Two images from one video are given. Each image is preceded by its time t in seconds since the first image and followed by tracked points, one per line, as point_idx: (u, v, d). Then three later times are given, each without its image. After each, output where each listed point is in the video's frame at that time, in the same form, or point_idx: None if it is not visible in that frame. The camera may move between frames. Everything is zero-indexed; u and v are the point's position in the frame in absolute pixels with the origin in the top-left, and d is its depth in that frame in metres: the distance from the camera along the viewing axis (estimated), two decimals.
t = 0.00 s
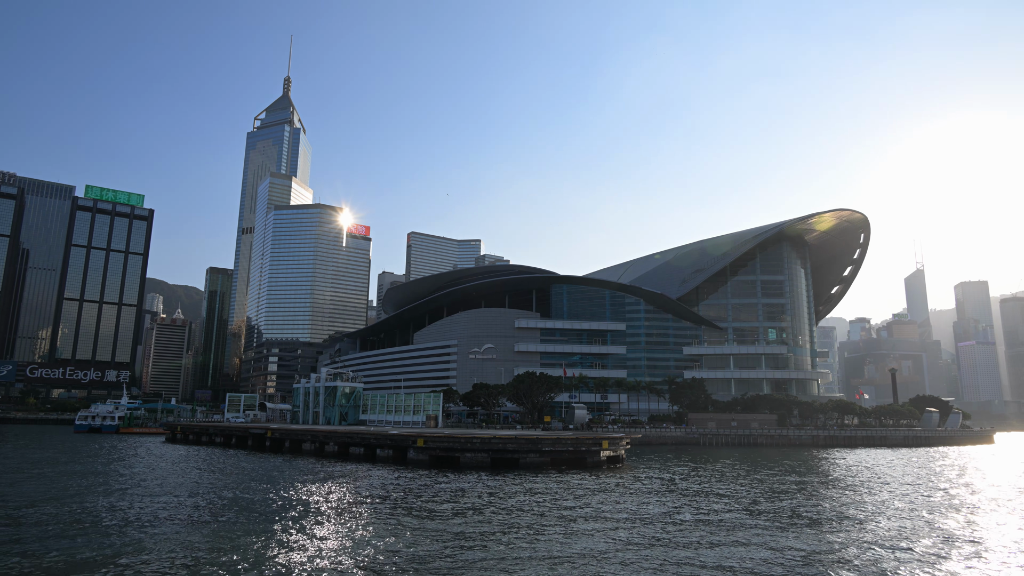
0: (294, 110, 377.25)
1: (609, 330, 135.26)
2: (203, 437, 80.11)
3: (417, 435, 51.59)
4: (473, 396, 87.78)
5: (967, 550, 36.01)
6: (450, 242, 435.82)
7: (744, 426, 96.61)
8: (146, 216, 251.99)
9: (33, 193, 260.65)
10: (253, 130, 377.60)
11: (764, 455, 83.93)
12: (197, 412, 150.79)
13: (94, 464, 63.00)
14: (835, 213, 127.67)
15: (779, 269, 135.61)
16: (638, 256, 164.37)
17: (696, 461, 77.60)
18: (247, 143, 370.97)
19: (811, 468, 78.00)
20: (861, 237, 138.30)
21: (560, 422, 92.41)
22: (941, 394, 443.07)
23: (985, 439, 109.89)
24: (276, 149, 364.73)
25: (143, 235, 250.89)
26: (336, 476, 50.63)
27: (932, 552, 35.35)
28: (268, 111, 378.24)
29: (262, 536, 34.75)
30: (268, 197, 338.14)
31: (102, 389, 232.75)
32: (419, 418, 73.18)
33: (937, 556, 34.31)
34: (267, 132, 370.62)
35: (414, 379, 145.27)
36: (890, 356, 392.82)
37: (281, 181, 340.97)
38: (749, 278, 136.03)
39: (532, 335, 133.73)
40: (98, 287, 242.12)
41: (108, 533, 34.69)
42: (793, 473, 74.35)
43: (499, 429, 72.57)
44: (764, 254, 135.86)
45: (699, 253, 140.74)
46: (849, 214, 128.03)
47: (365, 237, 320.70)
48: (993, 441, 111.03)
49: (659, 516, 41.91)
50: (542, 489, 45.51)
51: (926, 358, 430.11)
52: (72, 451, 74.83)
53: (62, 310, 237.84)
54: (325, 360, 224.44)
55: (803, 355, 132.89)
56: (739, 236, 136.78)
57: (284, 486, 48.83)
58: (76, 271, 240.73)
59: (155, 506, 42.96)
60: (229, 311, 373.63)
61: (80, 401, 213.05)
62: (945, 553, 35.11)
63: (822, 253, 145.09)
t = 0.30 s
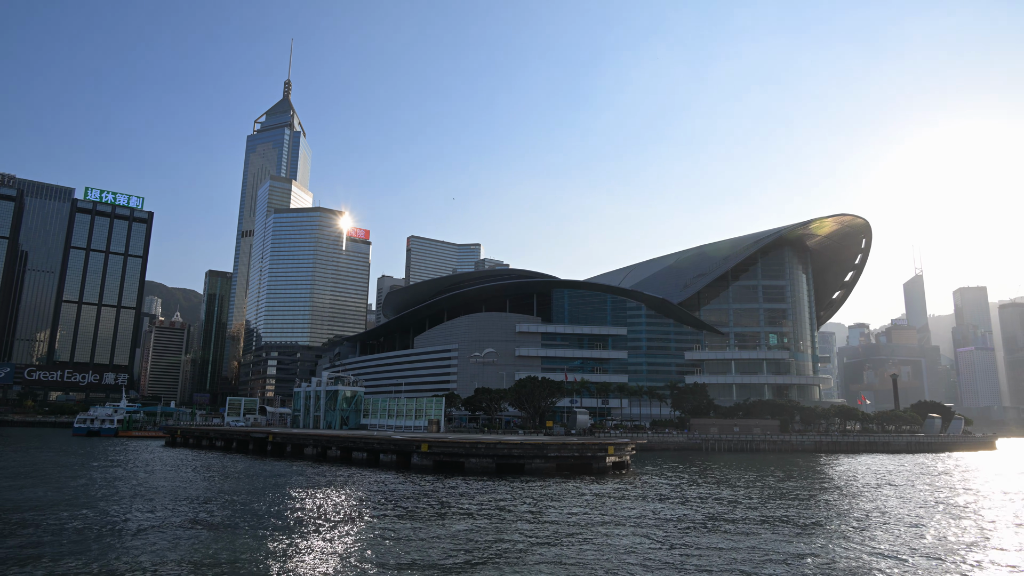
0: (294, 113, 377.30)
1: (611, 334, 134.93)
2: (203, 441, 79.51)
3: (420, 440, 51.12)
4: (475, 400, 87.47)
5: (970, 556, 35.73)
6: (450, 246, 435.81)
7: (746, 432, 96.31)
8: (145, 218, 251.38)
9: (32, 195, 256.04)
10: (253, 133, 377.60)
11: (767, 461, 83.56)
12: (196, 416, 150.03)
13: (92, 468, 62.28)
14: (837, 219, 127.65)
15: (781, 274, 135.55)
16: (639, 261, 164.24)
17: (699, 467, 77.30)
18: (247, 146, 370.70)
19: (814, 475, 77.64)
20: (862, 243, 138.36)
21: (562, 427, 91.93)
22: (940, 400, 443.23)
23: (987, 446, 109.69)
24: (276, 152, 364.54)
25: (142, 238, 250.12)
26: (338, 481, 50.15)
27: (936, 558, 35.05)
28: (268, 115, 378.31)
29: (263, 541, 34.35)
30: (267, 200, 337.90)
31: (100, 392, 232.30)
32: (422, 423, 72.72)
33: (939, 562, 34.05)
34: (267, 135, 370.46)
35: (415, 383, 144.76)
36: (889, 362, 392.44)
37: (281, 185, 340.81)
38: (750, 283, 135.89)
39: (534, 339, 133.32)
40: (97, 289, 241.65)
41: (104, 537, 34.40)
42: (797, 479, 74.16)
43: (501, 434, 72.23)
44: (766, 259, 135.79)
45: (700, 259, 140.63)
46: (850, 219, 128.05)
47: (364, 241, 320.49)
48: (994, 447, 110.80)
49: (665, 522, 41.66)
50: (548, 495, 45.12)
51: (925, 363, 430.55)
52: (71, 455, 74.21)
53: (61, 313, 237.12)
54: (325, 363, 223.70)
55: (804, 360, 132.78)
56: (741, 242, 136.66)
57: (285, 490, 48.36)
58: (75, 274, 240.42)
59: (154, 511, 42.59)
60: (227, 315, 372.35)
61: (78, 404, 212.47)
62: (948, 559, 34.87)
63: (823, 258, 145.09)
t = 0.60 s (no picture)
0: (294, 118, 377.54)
1: (612, 338, 134.58)
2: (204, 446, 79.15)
3: (426, 444, 50.74)
4: (478, 405, 87.16)
5: (974, 561, 35.53)
6: (450, 250, 435.85)
7: (749, 436, 96.05)
8: (145, 222, 251.35)
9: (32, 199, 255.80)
10: (254, 137, 377.81)
11: (771, 466, 83.23)
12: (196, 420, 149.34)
13: (92, 474, 61.69)
14: (840, 223, 127.65)
15: (783, 278, 135.56)
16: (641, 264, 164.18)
17: (703, 471, 77.01)
18: (247, 150, 370.68)
19: (817, 479, 77.45)
20: (864, 247, 138.38)
21: (565, 431, 91.56)
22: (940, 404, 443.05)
23: (990, 450, 109.48)
24: (277, 156, 364.54)
25: (142, 242, 249.78)
26: (342, 486, 49.80)
27: (942, 563, 34.84)
28: (268, 119, 378.49)
29: (263, 547, 34.02)
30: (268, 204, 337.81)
31: (99, 396, 231.70)
32: (425, 427, 72.46)
33: (945, 567, 33.78)
34: (267, 139, 370.63)
35: (416, 387, 144.26)
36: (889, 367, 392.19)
37: (282, 189, 340.88)
38: (752, 287, 135.78)
39: (535, 343, 132.99)
40: (96, 293, 241.19)
41: (106, 543, 33.92)
42: (800, 484, 73.91)
43: (504, 438, 71.99)
44: (768, 263, 135.86)
45: (702, 263, 140.65)
46: (852, 223, 128.01)
47: (365, 245, 320.32)
48: (997, 452, 110.54)
49: (672, 528, 41.23)
50: (554, 501, 44.57)
51: (925, 368, 430.51)
52: (72, 460, 73.83)
53: (60, 317, 236.51)
54: (325, 367, 222.90)
55: (806, 365, 132.68)
56: (742, 246, 136.65)
57: (285, 496, 48.03)
58: (75, 278, 239.69)
59: (157, 516, 42.10)
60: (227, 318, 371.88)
61: (78, 408, 211.77)
62: (954, 564, 34.65)
63: (826, 262, 145.18)
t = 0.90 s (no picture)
0: (295, 118, 377.40)
1: (614, 339, 134.33)
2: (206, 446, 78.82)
3: (431, 446, 50.44)
4: (481, 406, 86.71)
5: (967, 561, 35.75)
6: (450, 252, 435.71)
7: (752, 438, 95.60)
8: (145, 223, 251.24)
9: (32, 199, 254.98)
10: (254, 138, 377.60)
11: (775, 468, 82.85)
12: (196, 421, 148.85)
13: (93, 476, 61.20)
14: (843, 224, 127.34)
15: (786, 280, 135.32)
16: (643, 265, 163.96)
17: (707, 474, 76.67)
18: (248, 151, 370.44)
19: (821, 481, 77.12)
20: (866, 249, 138.19)
21: (568, 432, 91.07)
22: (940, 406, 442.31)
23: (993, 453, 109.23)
24: (277, 157, 364.37)
25: (143, 243, 249.59)
26: (346, 487, 49.48)
27: (931, 564, 35.00)
28: (269, 120, 378.25)
29: (267, 548, 33.72)
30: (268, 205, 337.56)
31: (99, 397, 231.19)
32: (428, 428, 72.09)
33: (946, 570, 33.68)
34: (268, 139, 370.40)
35: (418, 388, 143.91)
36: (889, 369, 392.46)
37: (282, 189, 340.68)
38: (755, 289, 135.56)
39: (537, 344, 132.72)
40: (97, 294, 240.88)
41: (107, 545, 33.60)
42: (805, 486, 73.51)
43: (507, 439, 71.55)
44: (770, 264, 135.63)
45: (704, 264, 140.39)
46: (855, 225, 127.76)
47: (365, 246, 320.13)
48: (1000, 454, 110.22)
49: (680, 531, 40.96)
50: (560, 503, 44.23)
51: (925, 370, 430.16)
52: (73, 461, 73.51)
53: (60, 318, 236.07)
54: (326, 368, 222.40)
55: (809, 367, 132.40)
56: (744, 248, 136.43)
57: (288, 498, 47.70)
58: (75, 278, 239.30)
59: (158, 518, 41.77)
60: (226, 319, 371.46)
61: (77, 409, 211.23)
62: (945, 564, 34.85)
63: (828, 264, 144.99)
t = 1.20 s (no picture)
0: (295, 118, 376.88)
1: (617, 339, 133.99)
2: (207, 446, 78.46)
3: (437, 446, 50.08)
4: (484, 407, 86.36)
5: (966, 562, 35.62)
6: (450, 252, 435.38)
7: (755, 438, 95.43)
8: (145, 223, 250.78)
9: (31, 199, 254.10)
10: (254, 138, 377.00)
11: (779, 469, 82.63)
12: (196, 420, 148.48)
13: (94, 476, 60.82)
14: (845, 224, 127.17)
15: (788, 280, 135.13)
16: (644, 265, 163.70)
17: (711, 475, 76.39)
18: (248, 151, 369.92)
19: (826, 482, 76.77)
20: (868, 249, 138.00)
21: (572, 433, 90.62)
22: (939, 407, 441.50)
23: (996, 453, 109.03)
24: (277, 157, 363.80)
25: (142, 242, 249.07)
26: (349, 488, 49.18)
27: (931, 564, 34.89)
28: (268, 119, 377.94)
29: (268, 549, 33.38)
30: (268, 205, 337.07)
31: (99, 396, 230.52)
32: (431, 428, 71.76)
33: (950, 570, 33.64)
34: (268, 139, 369.85)
35: (420, 388, 143.56)
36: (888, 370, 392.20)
37: (282, 189, 340.28)
38: (757, 289, 135.37)
39: (539, 344, 132.35)
40: (96, 293, 240.38)
41: (105, 545, 33.30)
42: (809, 487, 73.19)
43: (512, 440, 71.12)
44: (772, 264, 135.44)
45: (706, 264, 140.16)
46: (858, 225, 127.48)
47: (365, 246, 319.93)
48: (1003, 455, 109.99)
49: (685, 531, 40.76)
50: (566, 504, 43.92)
51: (925, 370, 430.06)
52: (73, 462, 73.14)
53: (60, 317, 235.47)
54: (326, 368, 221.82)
55: (811, 367, 132.28)
56: (747, 247, 136.21)
57: (289, 499, 47.32)
58: (74, 278, 238.83)
59: (157, 519, 41.34)
60: (226, 318, 371.07)
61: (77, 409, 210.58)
62: (945, 564, 34.81)
63: (831, 264, 144.76)
